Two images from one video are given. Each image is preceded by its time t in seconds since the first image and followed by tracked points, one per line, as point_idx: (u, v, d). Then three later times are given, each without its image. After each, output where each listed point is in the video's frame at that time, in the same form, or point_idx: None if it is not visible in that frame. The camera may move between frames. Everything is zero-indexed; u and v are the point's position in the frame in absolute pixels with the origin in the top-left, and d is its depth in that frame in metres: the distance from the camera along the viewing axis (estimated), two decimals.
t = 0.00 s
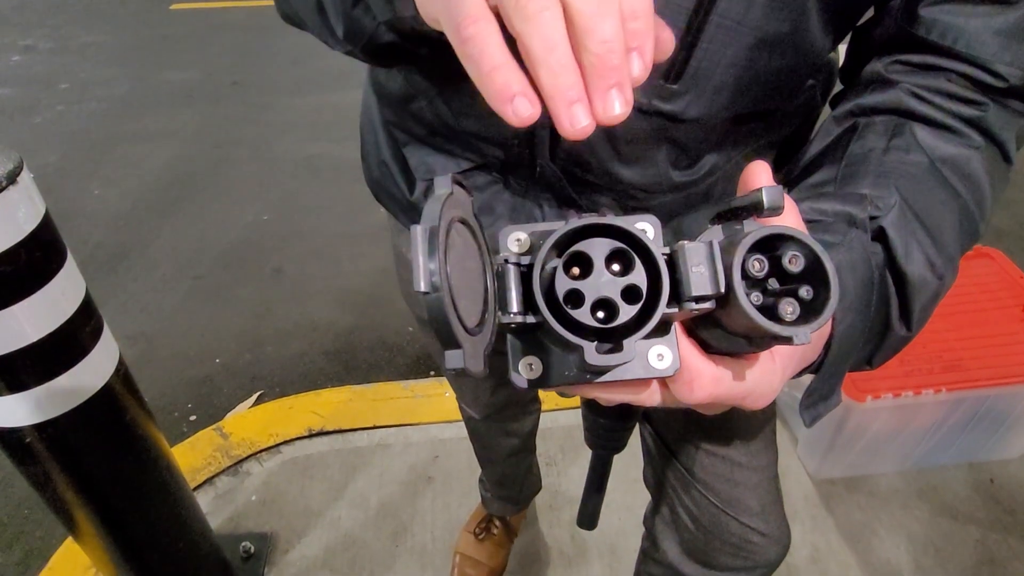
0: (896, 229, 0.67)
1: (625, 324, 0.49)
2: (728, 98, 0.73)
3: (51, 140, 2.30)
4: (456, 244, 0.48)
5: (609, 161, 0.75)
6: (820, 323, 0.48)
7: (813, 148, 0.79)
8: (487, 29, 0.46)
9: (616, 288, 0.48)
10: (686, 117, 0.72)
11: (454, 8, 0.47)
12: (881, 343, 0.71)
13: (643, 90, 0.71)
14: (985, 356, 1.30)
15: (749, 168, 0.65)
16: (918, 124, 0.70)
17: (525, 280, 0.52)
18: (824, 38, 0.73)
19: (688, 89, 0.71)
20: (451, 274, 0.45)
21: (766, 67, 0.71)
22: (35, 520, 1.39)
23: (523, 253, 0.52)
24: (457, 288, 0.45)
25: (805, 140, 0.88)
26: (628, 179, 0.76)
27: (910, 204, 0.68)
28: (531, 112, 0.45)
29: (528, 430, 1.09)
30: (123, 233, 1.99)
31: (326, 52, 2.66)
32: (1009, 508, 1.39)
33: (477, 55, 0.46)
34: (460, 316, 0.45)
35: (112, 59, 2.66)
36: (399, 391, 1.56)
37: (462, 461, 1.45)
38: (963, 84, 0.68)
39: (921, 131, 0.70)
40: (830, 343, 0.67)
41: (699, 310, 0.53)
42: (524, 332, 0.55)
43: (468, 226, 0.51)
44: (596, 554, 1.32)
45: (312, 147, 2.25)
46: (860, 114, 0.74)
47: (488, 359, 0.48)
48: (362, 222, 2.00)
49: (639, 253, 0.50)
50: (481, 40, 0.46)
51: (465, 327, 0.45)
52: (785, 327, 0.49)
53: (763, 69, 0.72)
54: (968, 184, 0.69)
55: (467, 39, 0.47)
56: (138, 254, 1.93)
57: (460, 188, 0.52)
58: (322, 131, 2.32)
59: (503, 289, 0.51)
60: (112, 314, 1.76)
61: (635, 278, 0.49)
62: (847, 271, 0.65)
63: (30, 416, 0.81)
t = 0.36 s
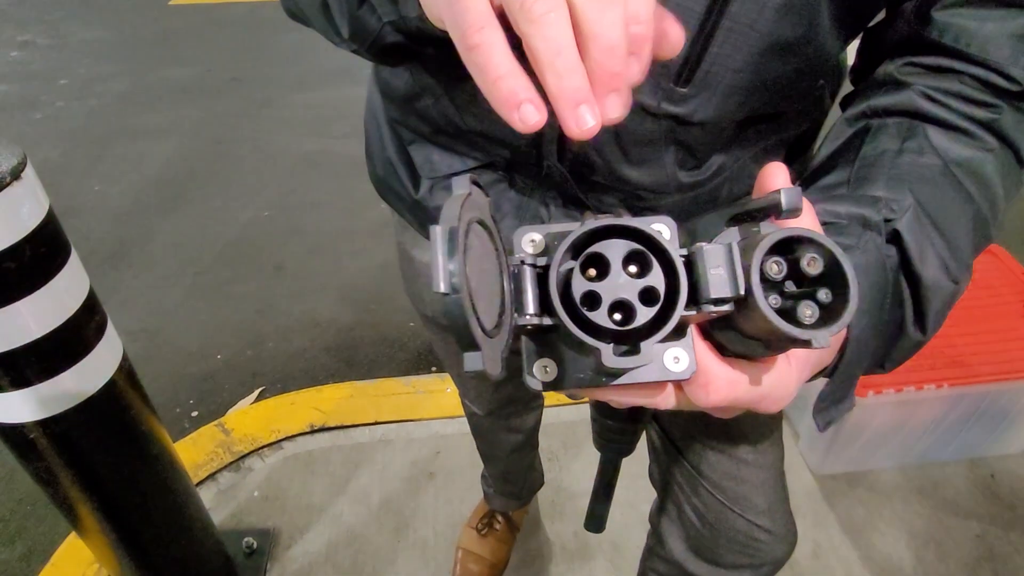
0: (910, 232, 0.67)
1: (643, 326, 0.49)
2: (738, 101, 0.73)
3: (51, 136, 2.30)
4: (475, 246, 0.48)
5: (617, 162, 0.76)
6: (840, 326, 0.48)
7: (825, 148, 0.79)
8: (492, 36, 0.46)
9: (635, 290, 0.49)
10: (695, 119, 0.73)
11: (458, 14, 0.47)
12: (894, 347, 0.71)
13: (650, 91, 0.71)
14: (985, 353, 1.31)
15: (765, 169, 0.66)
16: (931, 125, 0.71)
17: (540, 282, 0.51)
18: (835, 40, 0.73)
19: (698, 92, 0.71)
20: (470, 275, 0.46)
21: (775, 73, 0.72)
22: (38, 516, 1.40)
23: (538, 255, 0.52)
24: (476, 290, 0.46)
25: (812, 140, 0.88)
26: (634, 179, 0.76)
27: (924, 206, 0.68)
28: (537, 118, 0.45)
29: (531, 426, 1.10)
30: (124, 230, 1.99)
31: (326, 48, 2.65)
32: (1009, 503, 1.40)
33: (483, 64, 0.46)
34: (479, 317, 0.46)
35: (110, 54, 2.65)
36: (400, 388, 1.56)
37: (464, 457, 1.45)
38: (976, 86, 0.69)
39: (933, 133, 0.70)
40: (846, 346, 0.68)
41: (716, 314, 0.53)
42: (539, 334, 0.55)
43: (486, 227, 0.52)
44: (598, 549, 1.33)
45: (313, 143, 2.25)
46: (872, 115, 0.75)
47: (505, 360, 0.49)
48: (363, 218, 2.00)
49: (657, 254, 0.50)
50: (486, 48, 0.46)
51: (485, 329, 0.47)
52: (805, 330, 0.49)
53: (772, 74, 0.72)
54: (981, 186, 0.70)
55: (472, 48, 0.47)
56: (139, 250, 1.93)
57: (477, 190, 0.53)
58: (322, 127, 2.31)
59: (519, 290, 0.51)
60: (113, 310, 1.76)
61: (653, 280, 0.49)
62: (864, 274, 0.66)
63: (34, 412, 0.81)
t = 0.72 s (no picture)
0: (921, 237, 0.69)
1: (644, 326, 0.50)
2: (750, 108, 0.74)
3: (48, 133, 2.29)
4: (473, 243, 0.48)
5: (626, 168, 0.77)
6: (845, 328, 0.49)
7: (834, 153, 0.80)
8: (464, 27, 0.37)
9: (636, 290, 0.49)
10: (708, 127, 0.74)
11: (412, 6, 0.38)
12: (904, 352, 0.72)
13: (665, 101, 0.72)
14: (985, 351, 1.31)
15: (771, 170, 0.66)
16: (944, 130, 0.72)
17: (542, 282, 0.53)
18: (848, 46, 0.74)
19: (711, 101, 0.72)
20: (468, 273, 0.45)
21: (790, 83, 0.74)
22: (38, 514, 1.40)
23: (540, 255, 0.53)
24: (474, 287, 0.46)
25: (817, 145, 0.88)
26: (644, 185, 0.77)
27: (936, 211, 0.70)
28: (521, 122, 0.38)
29: (532, 424, 1.10)
30: (122, 227, 1.98)
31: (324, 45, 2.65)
32: (1006, 499, 1.41)
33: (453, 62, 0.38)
34: (477, 315, 0.45)
35: (107, 50, 2.64)
36: (400, 385, 1.56)
37: (464, 455, 1.45)
38: (989, 91, 0.70)
39: (947, 138, 0.71)
40: (852, 355, 0.69)
41: (718, 316, 0.54)
42: (541, 335, 0.55)
43: (487, 226, 0.52)
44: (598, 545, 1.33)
45: (312, 140, 2.24)
46: (883, 120, 0.77)
47: (503, 359, 0.48)
48: (362, 215, 2.00)
49: (659, 254, 0.51)
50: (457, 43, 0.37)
51: (482, 327, 0.46)
52: (809, 331, 0.50)
53: (786, 83, 0.74)
54: (994, 193, 0.71)
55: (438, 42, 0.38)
56: (137, 248, 1.93)
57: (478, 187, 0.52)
58: (320, 124, 2.31)
59: (521, 290, 0.52)
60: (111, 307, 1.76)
61: (654, 280, 0.50)
62: (872, 277, 0.68)
63: (36, 410, 0.81)
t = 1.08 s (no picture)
0: (918, 242, 0.69)
1: (629, 332, 0.51)
2: (751, 115, 0.75)
3: (46, 132, 2.28)
4: (453, 248, 0.48)
5: (627, 171, 0.78)
6: (833, 337, 0.49)
7: (836, 155, 0.80)
8: (506, 130, 0.45)
9: (620, 296, 0.50)
10: (709, 133, 0.75)
11: (463, 108, 0.46)
12: (901, 359, 0.73)
13: (665, 108, 0.73)
14: (982, 349, 1.31)
15: (762, 174, 0.66)
16: (945, 134, 0.72)
17: (526, 287, 0.54)
18: (852, 50, 0.75)
19: (712, 107, 0.73)
20: (446, 278, 0.45)
21: (789, 89, 0.74)
22: (36, 513, 1.39)
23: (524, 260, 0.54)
24: (452, 293, 0.46)
25: (819, 147, 0.88)
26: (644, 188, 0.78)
27: (935, 216, 0.70)
28: (553, 227, 0.45)
29: (531, 423, 1.10)
30: (120, 226, 1.98)
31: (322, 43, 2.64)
32: (1002, 497, 1.41)
33: (494, 160, 0.45)
34: (455, 322, 0.45)
35: (104, 48, 2.63)
36: (399, 384, 1.56)
37: (462, 455, 1.45)
38: (990, 95, 0.70)
39: (947, 142, 0.72)
40: (848, 360, 0.70)
41: (705, 321, 0.55)
42: (528, 340, 0.56)
43: (468, 232, 0.52)
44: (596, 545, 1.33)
45: (310, 139, 2.24)
46: (884, 123, 0.77)
47: (484, 364, 0.49)
48: (360, 213, 2.00)
49: (644, 259, 0.52)
50: (499, 142, 0.45)
51: (461, 333, 0.46)
52: (797, 339, 0.50)
53: (787, 91, 0.74)
54: (995, 199, 0.71)
55: (482, 141, 0.45)
56: (135, 247, 1.93)
57: (459, 192, 0.52)
58: (318, 122, 2.31)
59: (504, 295, 0.53)
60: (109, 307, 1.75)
61: (639, 286, 0.51)
62: (867, 284, 0.68)
63: (32, 409, 0.81)
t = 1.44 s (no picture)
0: (907, 244, 0.70)
1: (611, 332, 0.52)
2: (744, 118, 0.75)
3: (44, 133, 2.28)
4: (430, 251, 0.48)
5: (621, 173, 0.78)
6: (811, 339, 0.49)
7: (829, 158, 0.81)
8: (549, 170, 0.45)
9: (601, 298, 0.52)
10: (703, 136, 0.75)
11: (504, 146, 0.45)
12: (891, 361, 0.73)
13: (659, 111, 0.73)
14: (979, 349, 1.31)
15: (746, 177, 0.66)
16: (937, 137, 0.72)
17: (508, 289, 0.54)
18: (845, 52, 0.75)
19: (706, 111, 0.74)
20: (422, 282, 0.46)
21: (783, 92, 0.75)
22: (35, 514, 1.40)
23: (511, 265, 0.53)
24: (429, 294, 0.46)
25: (813, 148, 0.89)
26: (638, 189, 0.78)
27: (925, 218, 0.70)
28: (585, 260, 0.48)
29: (528, 423, 1.10)
30: (118, 227, 1.98)
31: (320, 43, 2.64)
32: (1000, 496, 1.42)
33: (537, 199, 0.46)
34: (432, 325, 0.46)
35: (102, 48, 2.63)
36: (398, 385, 1.57)
37: (461, 455, 1.46)
38: (982, 98, 0.70)
39: (939, 145, 0.72)
40: (835, 361, 0.70)
41: (687, 323, 0.55)
42: (511, 342, 0.56)
43: (448, 234, 0.52)
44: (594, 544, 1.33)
45: (308, 139, 2.24)
46: (877, 126, 0.77)
47: (462, 365, 0.49)
48: (358, 213, 2.00)
49: (624, 262, 0.53)
50: (543, 180, 0.45)
51: (438, 335, 0.46)
52: (776, 341, 0.50)
53: (780, 94, 0.75)
54: (987, 202, 0.71)
55: (523, 180, 0.46)
56: (133, 248, 1.92)
57: (439, 196, 0.53)
58: (316, 122, 2.30)
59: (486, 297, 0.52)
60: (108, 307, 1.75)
61: (619, 289, 0.52)
62: (855, 286, 0.68)
63: (28, 409, 0.81)
